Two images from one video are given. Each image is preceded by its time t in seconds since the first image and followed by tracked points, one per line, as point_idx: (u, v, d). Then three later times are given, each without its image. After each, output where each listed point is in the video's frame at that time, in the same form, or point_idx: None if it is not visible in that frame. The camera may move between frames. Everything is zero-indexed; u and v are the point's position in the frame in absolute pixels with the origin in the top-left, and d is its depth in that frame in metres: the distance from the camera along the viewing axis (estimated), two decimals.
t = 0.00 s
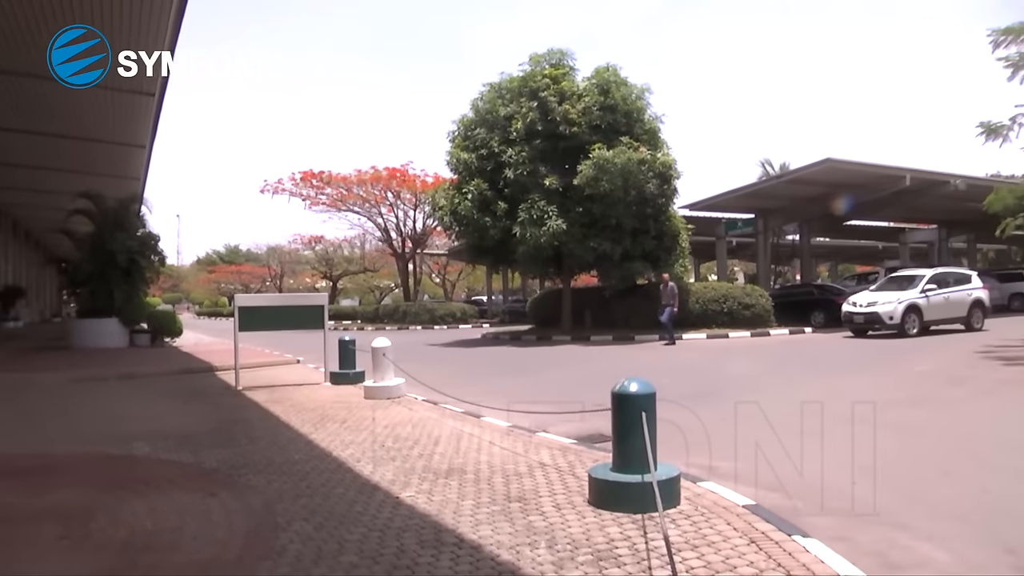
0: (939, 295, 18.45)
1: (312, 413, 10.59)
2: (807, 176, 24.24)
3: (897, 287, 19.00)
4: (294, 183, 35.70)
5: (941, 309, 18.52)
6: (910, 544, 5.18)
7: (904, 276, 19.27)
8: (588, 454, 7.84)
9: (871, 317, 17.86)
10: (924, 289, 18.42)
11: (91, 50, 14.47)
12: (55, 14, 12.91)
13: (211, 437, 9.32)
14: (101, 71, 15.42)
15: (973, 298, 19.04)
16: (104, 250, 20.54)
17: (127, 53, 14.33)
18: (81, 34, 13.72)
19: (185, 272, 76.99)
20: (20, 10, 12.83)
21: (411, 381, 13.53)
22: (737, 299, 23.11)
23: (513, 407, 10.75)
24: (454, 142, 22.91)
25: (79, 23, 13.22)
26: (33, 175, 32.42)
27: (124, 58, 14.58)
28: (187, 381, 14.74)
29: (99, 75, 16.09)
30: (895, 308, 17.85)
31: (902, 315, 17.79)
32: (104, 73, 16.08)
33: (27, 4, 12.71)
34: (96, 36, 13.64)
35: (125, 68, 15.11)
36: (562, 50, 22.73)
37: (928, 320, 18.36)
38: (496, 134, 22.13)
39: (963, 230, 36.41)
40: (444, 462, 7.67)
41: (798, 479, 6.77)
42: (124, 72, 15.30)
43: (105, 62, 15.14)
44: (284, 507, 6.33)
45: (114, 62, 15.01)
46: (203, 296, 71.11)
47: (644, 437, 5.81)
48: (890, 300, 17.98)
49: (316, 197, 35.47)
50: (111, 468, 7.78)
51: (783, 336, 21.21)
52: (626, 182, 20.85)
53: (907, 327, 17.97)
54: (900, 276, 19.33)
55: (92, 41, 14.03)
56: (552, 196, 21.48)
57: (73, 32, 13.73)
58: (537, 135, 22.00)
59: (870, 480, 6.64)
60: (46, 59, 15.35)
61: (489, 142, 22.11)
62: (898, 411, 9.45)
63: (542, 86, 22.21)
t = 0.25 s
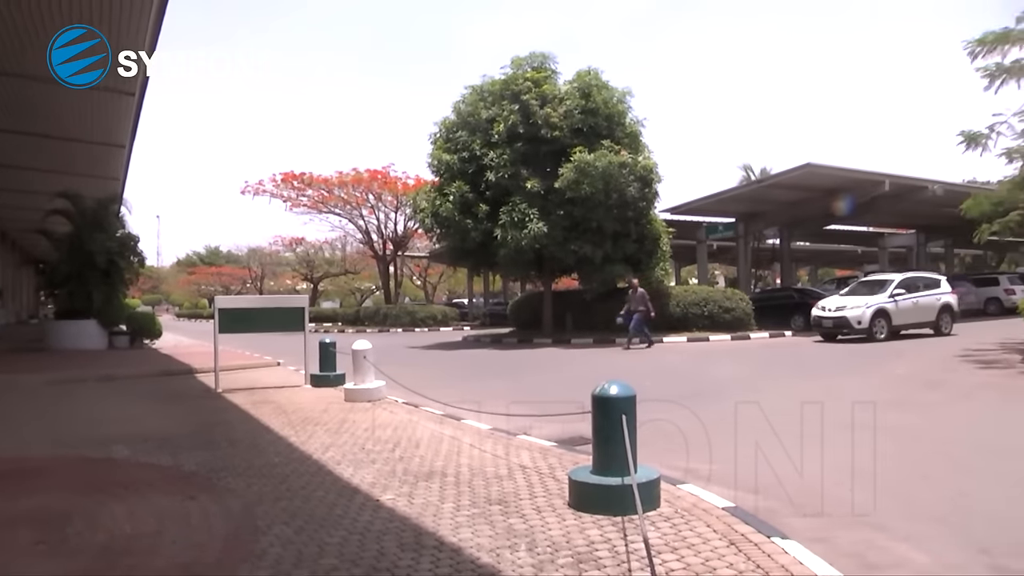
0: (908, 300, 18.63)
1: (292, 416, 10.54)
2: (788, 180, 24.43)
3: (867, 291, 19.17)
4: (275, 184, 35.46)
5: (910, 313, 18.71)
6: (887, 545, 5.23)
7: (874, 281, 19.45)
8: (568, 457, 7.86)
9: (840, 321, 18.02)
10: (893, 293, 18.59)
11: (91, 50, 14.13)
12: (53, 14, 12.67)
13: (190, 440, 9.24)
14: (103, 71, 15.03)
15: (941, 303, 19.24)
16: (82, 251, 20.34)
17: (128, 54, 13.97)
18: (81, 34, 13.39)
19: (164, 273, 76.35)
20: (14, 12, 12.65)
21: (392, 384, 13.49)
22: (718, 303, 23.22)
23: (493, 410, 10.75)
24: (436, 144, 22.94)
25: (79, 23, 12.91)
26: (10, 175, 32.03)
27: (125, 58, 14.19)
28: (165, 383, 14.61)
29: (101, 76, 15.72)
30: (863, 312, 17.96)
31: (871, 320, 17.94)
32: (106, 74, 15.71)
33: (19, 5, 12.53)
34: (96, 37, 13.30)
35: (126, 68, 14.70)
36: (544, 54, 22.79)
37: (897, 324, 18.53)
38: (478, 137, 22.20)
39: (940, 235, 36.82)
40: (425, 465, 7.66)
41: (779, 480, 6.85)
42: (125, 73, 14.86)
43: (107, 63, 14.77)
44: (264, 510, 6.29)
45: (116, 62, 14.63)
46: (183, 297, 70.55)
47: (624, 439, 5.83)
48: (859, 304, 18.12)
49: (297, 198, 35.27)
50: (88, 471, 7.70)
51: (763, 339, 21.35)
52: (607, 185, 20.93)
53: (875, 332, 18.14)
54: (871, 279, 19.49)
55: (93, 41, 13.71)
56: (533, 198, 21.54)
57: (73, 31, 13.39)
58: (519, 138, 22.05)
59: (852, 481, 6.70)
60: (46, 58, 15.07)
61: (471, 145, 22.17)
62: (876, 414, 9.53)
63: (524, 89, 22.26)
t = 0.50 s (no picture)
0: (877, 301, 18.79)
1: (272, 417, 10.48)
2: (767, 182, 24.60)
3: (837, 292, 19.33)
4: (255, 184, 35.25)
5: (879, 314, 18.88)
6: (865, 543, 5.28)
7: (844, 282, 19.63)
8: (549, 457, 7.87)
9: (808, 322, 18.20)
10: (862, 294, 18.77)
11: (91, 51, 13.85)
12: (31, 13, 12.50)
13: (169, 442, 9.17)
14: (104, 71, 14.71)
15: (911, 304, 19.40)
16: (59, 251, 20.11)
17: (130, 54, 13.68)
18: (81, 34, 13.10)
19: (143, 273, 75.68)
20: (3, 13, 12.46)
21: (372, 385, 13.46)
22: (698, 303, 23.32)
23: (474, 411, 10.76)
24: (417, 145, 22.92)
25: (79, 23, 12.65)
26: None
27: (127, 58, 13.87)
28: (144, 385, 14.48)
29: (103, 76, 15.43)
30: (831, 313, 18.13)
31: (839, 321, 18.09)
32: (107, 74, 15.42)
33: None
34: (96, 36, 12.99)
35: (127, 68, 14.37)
36: (525, 55, 22.81)
37: (865, 325, 18.70)
38: (459, 137, 22.22)
39: (918, 236, 37.22)
40: (405, 466, 7.64)
41: (756, 480, 6.91)
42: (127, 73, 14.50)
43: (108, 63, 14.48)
44: (243, 512, 6.25)
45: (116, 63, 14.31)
46: (162, 298, 69.96)
47: (604, 439, 5.85)
48: (828, 306, 18.28)
49: (277, 198, 35.02)
50: (64, 474, 7.61)
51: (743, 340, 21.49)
52: (588, 186, 21.01)
53: (844, 332, 18.30)
54: (842, 280, 19.66)
55: (93, 41, 13.43)
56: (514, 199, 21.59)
57: (73, 32, 13.12)
58: (499, 139, 22.07)
59: (830, 480, 6.76)
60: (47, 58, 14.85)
61: (451, 145, 22.20)
62: (855, 413, 9.62)
63: (505, 90, 22.27)
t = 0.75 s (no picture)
0: (839, 302, 18.99)
1: (246, 417, 10.41)
2: (741, 184, 24.80)
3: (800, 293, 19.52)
4: (229, 183, 34.95)
5: (842, 315, 19.06)
6: (836, 541, 5.35)
7: (808, 283, 19.80)
8: (523, 457, 7.89)
9: (770, 323, 18.42)
10: (824, 296, 18.95)
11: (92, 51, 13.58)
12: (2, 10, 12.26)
13: (141, 443, 9.07)
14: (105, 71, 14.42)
15: (873, 305, 19.60)
16: (29, 249, 19.81)
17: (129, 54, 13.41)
18: (81, 34, 12.83)
19: (115, 273, 74.76)
20: None
21: (347, 385, 13.40)
22: (672, 304, 23.47)
23: (448, 411, 10.75)
24: (392, 144, 22.87)
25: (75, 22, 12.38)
26: None
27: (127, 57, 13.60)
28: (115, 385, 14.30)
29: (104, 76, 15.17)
30: (794, 314, 18.33)
31: (801, 322, 18.28)
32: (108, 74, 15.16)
33: None
34: (96, 37, 12.77)
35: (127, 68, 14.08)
36: (500, 55, 22.83)
37: (828, 327, 18.88)
38: (433, 137, 22.21)
39: (889, 238, 37.70)
40: (379, 467, 7.62)
41: (728, 479, 6.97)
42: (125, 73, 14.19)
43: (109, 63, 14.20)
44: (216, 514, 6.21)
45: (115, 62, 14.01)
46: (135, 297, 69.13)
47: (578, 439, 5.88)
48: (790, 306, 18.48)
49: (251, 197, 34.70)
50: (33, 476, 7.51)
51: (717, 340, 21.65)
52: (563, 187, 21.06)
53: (806, 333, 18.47)
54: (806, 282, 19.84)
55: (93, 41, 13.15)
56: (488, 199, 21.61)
57: (71, 32, 12.84)
58: (474, 139, 22.06)
59: (802, 479, 6.84)
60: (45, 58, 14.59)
61: (426, 145, 22.19)
62: (826, 413, 9.74)
63: (479, 90, 22.26)
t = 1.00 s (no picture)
0: (805, 302, 19.18)
1: (223, 417, 10.34)
2: (719, 183, 24.96)
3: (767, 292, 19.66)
4: (206, 180, 34.66)
5: (807, 315, 19.25)
6: (810, 537, 5.42)
7: (774, 282, 19.94)
8: (500, 456, 7.91)
9: (736, 322, 18.57)
10: (790, 295, 19.10)
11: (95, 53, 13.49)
12: None
13: (116, 443, 8.99)
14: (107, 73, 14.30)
15: (839, 305, 19.80)
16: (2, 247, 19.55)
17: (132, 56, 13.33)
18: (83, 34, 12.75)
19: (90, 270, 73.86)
20: None
21: (324, 385, 13.34)
22: (650, 302, 23.59)
23: (425, 410, 10.74)
24: (369, 143, 22.82)
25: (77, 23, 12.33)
26: None
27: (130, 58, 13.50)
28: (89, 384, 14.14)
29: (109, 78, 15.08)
30: (759, 314, 18.47)
31: (765, 322, 18.43)
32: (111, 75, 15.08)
33: None
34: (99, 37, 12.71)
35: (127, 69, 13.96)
36: (477, 54, 22.82)
37: (793, 326, 19.04)
38: (411, 136, 22.20)
39: (865, 238, 38.11)
40: (357, 466, 7.61)
41: (702, 478, 7.02)
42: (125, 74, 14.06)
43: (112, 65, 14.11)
44: (192, 514, 6.17)
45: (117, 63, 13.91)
46: (109, 296, 68.34)
47: (556, 438, 5.90)
48: (755, 306, 18.62)
49: (228, 195, 34.40)
50: (6, 477, 7.41)
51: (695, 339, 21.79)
52: (540, 186, 21.08)
53: (771, 332, 18.62)
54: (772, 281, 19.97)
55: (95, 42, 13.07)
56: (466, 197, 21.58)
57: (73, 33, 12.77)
58: (452, 137, 22.04)
59: (776, 477, 6.90)
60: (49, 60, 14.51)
61: (403, 144, 22.18)
62: (801, 410, 9.83)
63: (457, 89, 22.23)
